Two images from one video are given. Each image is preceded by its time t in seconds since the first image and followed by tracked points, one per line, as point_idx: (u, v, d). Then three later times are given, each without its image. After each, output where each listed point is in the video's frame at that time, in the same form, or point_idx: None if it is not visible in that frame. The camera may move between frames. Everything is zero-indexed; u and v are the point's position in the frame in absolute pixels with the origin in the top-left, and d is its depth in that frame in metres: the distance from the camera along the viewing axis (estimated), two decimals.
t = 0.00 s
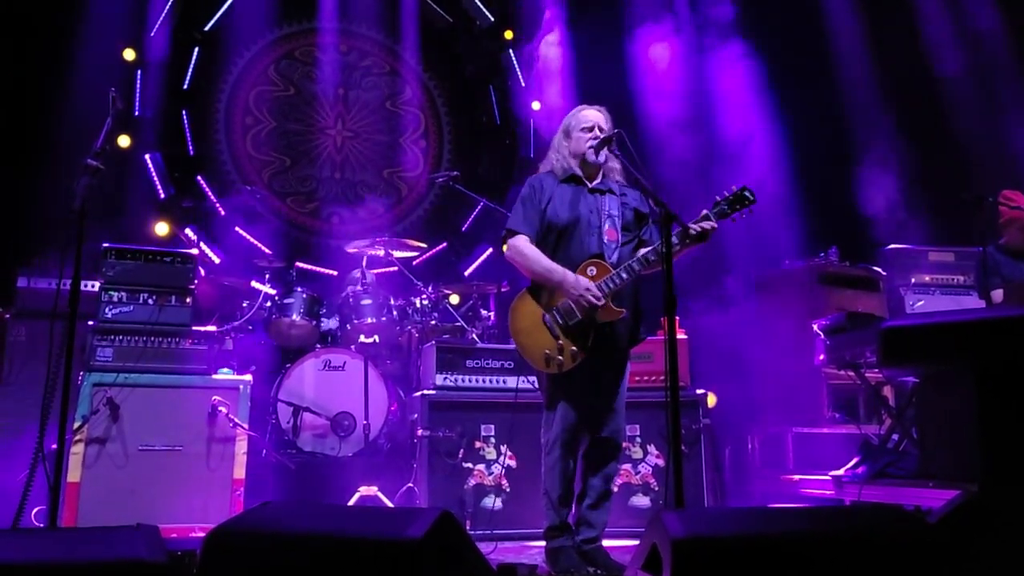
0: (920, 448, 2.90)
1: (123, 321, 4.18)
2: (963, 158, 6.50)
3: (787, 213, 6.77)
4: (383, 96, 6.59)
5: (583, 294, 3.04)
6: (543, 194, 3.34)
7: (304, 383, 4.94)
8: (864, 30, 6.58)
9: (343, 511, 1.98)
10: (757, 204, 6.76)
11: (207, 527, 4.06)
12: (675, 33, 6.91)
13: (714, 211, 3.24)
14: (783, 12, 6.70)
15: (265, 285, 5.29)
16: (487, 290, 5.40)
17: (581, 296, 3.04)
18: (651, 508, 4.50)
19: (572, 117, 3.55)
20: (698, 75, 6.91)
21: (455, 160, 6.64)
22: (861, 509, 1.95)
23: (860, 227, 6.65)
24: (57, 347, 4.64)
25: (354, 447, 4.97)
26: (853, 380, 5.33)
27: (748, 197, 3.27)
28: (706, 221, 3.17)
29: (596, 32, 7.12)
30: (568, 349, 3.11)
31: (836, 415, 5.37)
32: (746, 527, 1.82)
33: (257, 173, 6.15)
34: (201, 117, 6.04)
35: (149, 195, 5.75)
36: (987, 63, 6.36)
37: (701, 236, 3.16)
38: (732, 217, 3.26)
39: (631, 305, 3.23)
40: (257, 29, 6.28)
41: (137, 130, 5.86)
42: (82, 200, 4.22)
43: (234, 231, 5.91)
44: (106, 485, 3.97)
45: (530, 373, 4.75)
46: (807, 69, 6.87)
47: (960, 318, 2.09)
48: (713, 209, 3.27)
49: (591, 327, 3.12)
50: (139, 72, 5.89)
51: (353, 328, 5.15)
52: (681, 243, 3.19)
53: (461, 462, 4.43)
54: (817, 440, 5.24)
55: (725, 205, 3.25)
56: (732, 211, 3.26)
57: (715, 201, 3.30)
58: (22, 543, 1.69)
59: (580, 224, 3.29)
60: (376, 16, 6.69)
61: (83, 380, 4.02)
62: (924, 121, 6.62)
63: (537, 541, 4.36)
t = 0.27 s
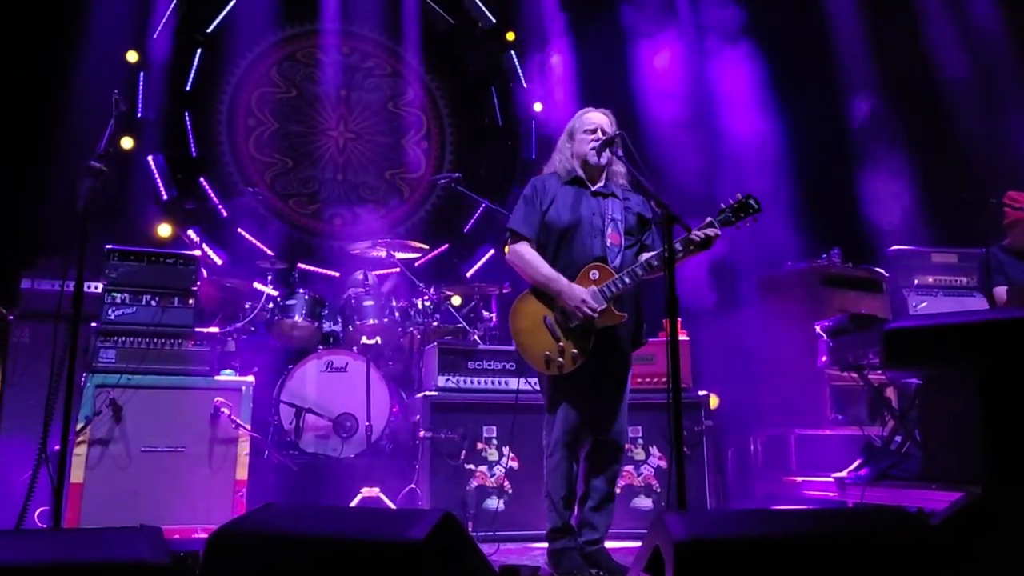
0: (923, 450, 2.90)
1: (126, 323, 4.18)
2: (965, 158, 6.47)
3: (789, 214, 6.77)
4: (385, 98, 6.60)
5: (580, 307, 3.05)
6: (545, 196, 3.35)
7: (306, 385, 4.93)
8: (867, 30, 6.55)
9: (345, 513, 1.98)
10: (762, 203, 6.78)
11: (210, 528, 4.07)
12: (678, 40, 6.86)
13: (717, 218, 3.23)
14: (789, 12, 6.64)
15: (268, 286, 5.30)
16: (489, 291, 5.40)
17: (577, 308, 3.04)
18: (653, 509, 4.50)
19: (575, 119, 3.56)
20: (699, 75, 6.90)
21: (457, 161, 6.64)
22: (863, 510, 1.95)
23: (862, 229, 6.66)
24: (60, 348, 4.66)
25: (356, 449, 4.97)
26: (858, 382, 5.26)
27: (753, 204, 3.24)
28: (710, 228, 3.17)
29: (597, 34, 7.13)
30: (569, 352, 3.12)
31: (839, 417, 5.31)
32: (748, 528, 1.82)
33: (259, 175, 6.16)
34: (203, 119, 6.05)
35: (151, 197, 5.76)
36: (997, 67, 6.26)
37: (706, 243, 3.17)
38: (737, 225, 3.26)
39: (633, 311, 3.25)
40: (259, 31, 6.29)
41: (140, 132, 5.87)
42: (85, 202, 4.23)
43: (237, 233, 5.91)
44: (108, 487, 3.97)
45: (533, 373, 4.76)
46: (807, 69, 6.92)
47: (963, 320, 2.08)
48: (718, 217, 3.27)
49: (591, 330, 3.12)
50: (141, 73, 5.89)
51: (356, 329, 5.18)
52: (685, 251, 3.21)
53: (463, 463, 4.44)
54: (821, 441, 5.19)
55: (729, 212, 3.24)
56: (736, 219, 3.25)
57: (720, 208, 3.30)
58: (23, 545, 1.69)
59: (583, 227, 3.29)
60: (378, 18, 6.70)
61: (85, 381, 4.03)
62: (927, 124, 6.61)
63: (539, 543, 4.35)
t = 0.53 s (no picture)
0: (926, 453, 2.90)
1: (129, 324, 4.20)
2: (968, 161, 6.46)
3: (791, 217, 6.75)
4: (386, 100, 6.60)
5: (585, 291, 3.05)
6: (546, 198, 3.36)
7: (307, 386, 4.93)
8: (868, 28, 6.57)
9: (347, 515, 1.98)
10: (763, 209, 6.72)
11: (212, 530, 4.07)
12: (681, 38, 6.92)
13: (717, 217, 3.23)
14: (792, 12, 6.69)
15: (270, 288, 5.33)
16: (491, 293, 5.40)
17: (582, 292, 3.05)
18: (655, 512, 4.50)
19: (574, 119, 3.56)
20: (701, 76, 6.91)
21: (458, 163, 6.64)
22: (867, 513, 1.94)
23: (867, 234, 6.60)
24: (63, 350, 4.66)
25: (358, 450, 4.97)
26: (861, 383, 5.21)
27: (753, 203, 3.24)
28: (709, 226, 3.16)
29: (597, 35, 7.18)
30: (570, 353, 3.12)
31: (843, 419, 5.26)
32: (751, 531, 1.81)
33: (261, 176, 6.16)
34: (205, 121, 6.05)
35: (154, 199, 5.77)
36: (1002, 70, 6.25)
37: (706, 242, 3.17)
38: (737, 224, 3.25)
39: (635, 311, 3.23)
40: (261, 33, 6.30)
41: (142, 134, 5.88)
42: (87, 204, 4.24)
43: (239, 234, 5.95)
44: (111, 487, 3.98)
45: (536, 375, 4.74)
46: (808, 70, 6.91)
47: (966, 322, 2.09)
48: (718, 216, 3.27)
49: (593, 331, 3.14)
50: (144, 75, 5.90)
51: (358, 331, 5.16)
52: (686, 250, 3.19)
53: (465, 465, 4.45)
54: (823, 444, 5.18)
55: (729, 212, 3.24)
56: (736, 217, 3.25)
57: (720, 207, 3.29)
58: (24, 547, 1.68)
59: (584, 228, 3.29)
60: (379, 20, 6.71)
61: (88, 382, 4.03)
62: (930, 124, 6.59)
63: (541, 545, 4.35)
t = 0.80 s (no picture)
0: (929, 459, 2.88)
1: (132, 326, 4.20)
2: (973, 161, 6.39)
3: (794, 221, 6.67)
4: (389, 102, 6.60)
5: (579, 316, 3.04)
6: (546, 204, 3.35)
7: (310, 389, 4.95)
8: (871, 35, 6.63)
9: (350, 517, 1.98)
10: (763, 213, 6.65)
11: (215, 532, 4.07)
12: (683, 42, 6.92)
13: (718, 218, 3.23)
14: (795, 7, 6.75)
15: (273, 290, 5.31)
16: (493, 295, 5.40)
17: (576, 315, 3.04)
18: (659, 514, 4.49)
19: (576, 121, 3.57)
20: (705, 81, 6.87)
21: (461, 166, 6.64)
22: (871, 517, 1.93)
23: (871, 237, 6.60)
24: (67, 352, 4.67)
25: (361, 453, 4.96)
26: (864, 386, 5.20)
27: (753, 203, 3.24)
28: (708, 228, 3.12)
29: (601, 38, 7.20)
30: (572, 357, 3.11)
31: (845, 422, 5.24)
32: (754, 534, 1.81)
33: (264, 179, 6.16)
34: (208, 123, 6.05)
35: (157, 202, 5.77)
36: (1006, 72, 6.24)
37: (707, 243, 3.14)
38: (738, 225, 3.25)
39: (637, 310, 3.22)
40: (264, 36, 6.31)
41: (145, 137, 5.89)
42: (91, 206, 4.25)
43: (242, 236, 5.96)
44: (114, 490, 3.98)
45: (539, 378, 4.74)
46: (814, 72, 6.91)
47: (969, 324, 2.08)
48: (719, 217, 3.27)
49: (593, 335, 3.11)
50: (147, 78, 5.90)
51: (360, 334, 5.17)
52: (686, 251, 3.20)
53: (468, 467, 4.44)
54: (826, 447, 5.16)
55: (730, 212, 3.24)
56: (737, 219, 3.24)
57: (721, 208, 3.29)
58: (28, 549, 1.68)
59: (586, 232, 3.29)
60: (382, 23, 6.71)
61: (91, 385, 4.03)
62: (935, 124, 6.54)
63: (545, 548, 4.34)
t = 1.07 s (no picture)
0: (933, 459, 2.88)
1: (136, 328, 4.20)
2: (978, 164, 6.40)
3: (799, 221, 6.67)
4: (393, 105, 6.61)
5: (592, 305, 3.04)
6: (548, 204, 3.36)
7: (314, 392, 4.94)
8: (875, 40, 6.63)
9: (353, 519, 1.97)
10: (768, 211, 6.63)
11: (218, 534, 4.07)
12: (688, 44, 6.90)
13: (722, 213, 3.23)
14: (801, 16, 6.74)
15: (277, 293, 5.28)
16: (497, 297, 5.40)
17: (591, 304, 3.03)
18: (663, 517, 4.48)
19: (581, 122, 3.58)
20: (707, 82, 6.85)
21: (464, 168, 6.64)
22: (875, 520, 1.93)
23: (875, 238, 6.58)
24: (71, 354, 4.68)
25: (364, 455, 4.97)
26: (869, 390, 5.20)
27: (756, 198, 3.25)
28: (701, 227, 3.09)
29: (603, 40, 7.20)
30: (579, 355, 3.11)
31: (848, 424, 5.25)
32: (759, 537, 1.80)
33: (268, 181, 6.17)
34: (212, 126, 6.06)
35: (161, 204, 5.78)
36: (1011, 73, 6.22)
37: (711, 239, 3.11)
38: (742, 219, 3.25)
39: (643, 307, 3.22)
40: (268, 39, 6.32)
41: (149, 139, 5.90)
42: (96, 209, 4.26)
43: (246, 239, 6.00)
44: (118, 492, 3.99)
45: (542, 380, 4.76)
46: (818, 74, 6.92)
47: (974, 327, 2.08)
48: (722, 212, 3.26)
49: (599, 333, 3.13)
50: (151, 80, 5.91)
51: (364, 336, 5.15)
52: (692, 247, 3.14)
53: (471, 470, 4.43)
54: (829, 449, 5.19)
55: (733, 207, 3.24)
56: (740, 213, 3.25)
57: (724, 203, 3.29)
58: (33, 551, 1.68)
59: (589, 231, 3.29)
60: (386, 25, 6.71)
61: (96, 387, 4.05)
62: (941, 125, 6.55)
63: (548, 550, 4.34)
